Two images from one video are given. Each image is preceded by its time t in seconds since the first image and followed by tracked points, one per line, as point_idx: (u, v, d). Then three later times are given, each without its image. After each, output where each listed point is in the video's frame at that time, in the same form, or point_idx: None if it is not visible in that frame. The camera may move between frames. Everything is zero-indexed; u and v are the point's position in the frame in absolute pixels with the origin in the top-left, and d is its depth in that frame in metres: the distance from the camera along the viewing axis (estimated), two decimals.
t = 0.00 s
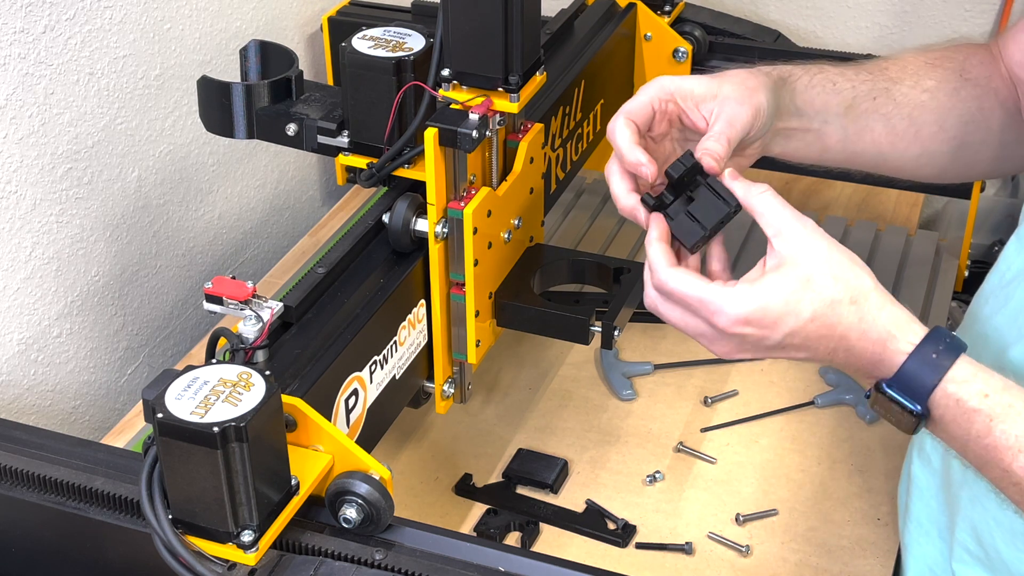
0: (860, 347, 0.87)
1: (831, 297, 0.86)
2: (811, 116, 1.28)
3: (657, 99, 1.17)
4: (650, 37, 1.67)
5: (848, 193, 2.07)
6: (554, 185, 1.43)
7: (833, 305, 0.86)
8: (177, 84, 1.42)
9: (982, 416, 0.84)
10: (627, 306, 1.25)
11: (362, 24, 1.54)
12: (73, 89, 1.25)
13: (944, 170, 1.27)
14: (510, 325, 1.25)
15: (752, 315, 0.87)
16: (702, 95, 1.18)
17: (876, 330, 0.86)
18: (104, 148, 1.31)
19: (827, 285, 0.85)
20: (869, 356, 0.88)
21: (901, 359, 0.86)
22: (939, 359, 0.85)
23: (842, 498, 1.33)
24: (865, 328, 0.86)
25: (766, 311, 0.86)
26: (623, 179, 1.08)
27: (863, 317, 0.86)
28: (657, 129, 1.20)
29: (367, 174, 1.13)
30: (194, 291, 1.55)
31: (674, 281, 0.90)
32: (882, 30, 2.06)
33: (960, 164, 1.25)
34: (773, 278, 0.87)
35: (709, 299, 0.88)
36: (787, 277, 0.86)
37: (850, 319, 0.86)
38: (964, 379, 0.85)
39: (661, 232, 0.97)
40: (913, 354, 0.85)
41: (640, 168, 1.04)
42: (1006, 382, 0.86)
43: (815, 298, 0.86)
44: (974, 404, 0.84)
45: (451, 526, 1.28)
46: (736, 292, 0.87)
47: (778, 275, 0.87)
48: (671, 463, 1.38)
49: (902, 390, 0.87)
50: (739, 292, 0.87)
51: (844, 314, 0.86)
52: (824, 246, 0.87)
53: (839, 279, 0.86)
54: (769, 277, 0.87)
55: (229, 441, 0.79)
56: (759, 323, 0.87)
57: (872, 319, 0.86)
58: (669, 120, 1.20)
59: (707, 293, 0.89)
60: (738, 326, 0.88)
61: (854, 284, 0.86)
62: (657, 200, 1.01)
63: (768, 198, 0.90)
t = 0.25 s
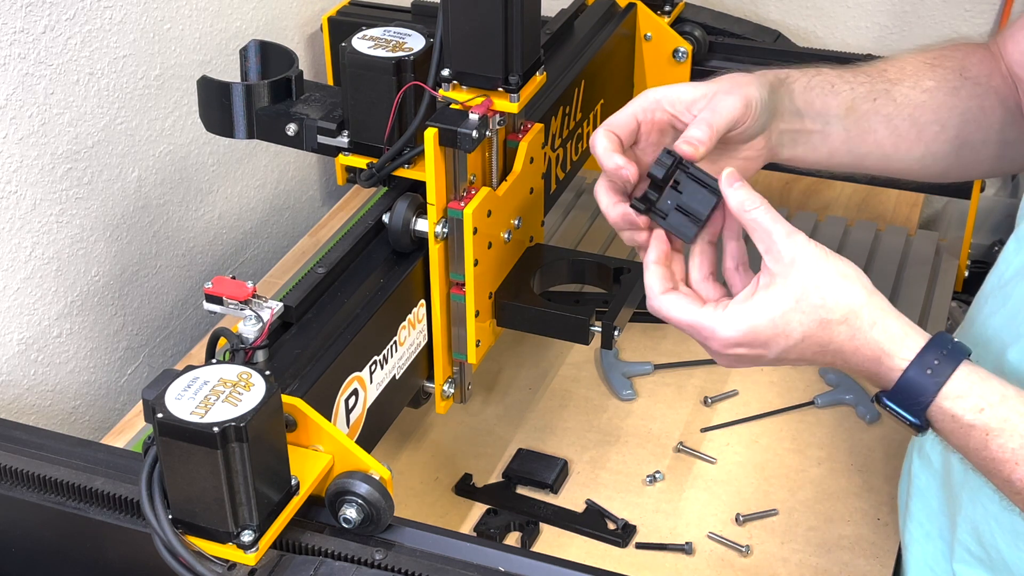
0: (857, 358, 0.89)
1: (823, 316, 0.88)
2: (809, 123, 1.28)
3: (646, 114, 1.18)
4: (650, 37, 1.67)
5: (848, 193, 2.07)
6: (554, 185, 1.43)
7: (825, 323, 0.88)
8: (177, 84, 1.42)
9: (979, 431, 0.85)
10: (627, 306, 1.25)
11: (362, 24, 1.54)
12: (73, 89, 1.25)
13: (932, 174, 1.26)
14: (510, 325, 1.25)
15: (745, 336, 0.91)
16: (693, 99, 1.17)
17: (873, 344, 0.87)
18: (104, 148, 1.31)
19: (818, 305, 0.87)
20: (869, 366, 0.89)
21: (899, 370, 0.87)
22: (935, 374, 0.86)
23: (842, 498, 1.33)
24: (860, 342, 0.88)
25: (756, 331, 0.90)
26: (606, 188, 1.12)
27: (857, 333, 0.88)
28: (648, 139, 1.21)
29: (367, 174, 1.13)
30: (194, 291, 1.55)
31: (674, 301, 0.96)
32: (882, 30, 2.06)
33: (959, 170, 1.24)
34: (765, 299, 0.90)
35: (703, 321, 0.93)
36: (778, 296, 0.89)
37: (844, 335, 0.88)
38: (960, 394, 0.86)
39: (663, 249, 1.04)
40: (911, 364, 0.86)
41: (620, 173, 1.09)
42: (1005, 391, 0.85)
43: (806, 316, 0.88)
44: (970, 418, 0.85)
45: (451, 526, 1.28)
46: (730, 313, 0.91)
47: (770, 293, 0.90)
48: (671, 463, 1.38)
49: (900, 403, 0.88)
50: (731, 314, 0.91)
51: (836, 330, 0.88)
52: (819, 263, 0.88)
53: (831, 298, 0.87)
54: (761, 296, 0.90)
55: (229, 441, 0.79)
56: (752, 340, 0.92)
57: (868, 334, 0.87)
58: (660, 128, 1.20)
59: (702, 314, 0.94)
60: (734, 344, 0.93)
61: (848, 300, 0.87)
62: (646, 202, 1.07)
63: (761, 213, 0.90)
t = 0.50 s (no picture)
0: (886, 375, 0.85)
1: (855, 330, 0.83)
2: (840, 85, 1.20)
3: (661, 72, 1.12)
4: (650, 37, 1.67)
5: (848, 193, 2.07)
6: (554, 185, 1.43)
7: (856, 336, 0.83)
8: (177, 83, 1.42)
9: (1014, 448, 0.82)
10: (627, 306, 1.25)
11: (362, 24, 1.54)
12: (73, 89, 1.25)
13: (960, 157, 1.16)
14: (510, 325, 1.25)
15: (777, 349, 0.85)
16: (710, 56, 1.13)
17: (903, 360, 0.83)
18: (104, 148, 1.31)
19: (851, 317, 0.83)
20: (897, 384, 0.85)
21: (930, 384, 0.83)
22: (969, 392, 0.82)
23: (842, 498, 1.33)
24: (891, 359, 0.84)
25: (788, 344, 0.85)
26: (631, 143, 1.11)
27: (888, 349, 0.83)
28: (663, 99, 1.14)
29: (367, 174, 1.13)
30: (194, 291, 1.55)
31: (699, 313, 0.89)
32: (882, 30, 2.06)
33: (983, 149, 1.13)
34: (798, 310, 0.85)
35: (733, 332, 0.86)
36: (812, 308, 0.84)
37: (875, 350, 0.84)
38: (994, 411, 0.83)
39: (721, 265, 0.93)
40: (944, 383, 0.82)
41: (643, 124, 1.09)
42: None
43: (837, 330, 0.84)
44: (1004, 435, 0.82)
45: (451, 526, 1.28)
46: (761, 324, 0.85)
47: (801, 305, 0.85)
48: (671, 464, 1.38)
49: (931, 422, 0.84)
50: (762, 325, 0.85)
51: (868, 345, 0.84)
52: (852, 275, 0.84)
53: (863, 312, 0.83)
54: (792, 308, 0.85)
55: (229, 441, 0.79)
56: (781, 355, 0.86)
57: (899, 350, 0.83)
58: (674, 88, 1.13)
59: (731, 324, 0.86)
60: (762, 359, 0.86)
61: (879, 314, 0.83)
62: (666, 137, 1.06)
63: (796, 224, 0.85)
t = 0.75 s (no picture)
0: (904, 424, 0.87)
1: (865, 380, 0.87)
2: None
3: None
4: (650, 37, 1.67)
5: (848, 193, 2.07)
6: (554, 185, 1.43)
7: (867, 387, 0.87)
8: (177, 83, 1.42)
9: None
10: (627, 306, 1.25)
11: (362, 24, 1.54)
12: (73, 89, 1.25)
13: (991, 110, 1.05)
14: (510, 325, 1.25)
15: (791, 402, 0.90)
16: None
17: (919, 409, 0.86)
18: (104, 148, 1.31)
19: (859, 369, 0.87)
20: (917, 432, 0.87)
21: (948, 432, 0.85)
22: (987, 436, 0.83)
23: (842, 498, 1.33)
24: (905, 407, 0.86)
25: (800, 396, 0.89)
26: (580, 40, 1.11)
27: (901, 398, 0.86)
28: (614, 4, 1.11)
29: (367, 174, 1.13)
30: (194, 291, 1.55)
31: (718, 368, 0.95)
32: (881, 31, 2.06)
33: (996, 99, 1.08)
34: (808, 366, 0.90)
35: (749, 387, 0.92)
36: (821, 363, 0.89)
37: (888, 400, 0.87)
38: (1015, 452, 0.82)
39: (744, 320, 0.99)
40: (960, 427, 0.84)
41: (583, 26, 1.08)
42: None
43: (847, 380, 0.88)
44: None
45: (451, 526, 1.28)
46: (775, 379, 0.90)
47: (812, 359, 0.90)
48: (671, 464, 1.38)
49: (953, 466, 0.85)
50: (775, 380, 0.90)
51: (880, 395, 0.87)
52: (860, 328, 0.87)
53: (873, 363, 0.86)
54: (803, 362, 0.90)
55: (229, 441, 0.79)
56: (796, 408, 0.90)
57: (914, 400, 0.86)
58: None
59: (747, 379, 0.92)
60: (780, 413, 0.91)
61: (890, 365, 0.86)
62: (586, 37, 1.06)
63: (799, 285, 0.90)
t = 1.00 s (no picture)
0: (916, 407, 0.92)
1: (876, 363, 0.93)
2: (733, 27, 1.39)
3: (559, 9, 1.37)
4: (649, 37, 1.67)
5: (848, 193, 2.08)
6: (554, 186, 1.43)
7: (879, 369, 0.93)
8: (177, 84, 1.42)
9: None
10: (627, 306, 1.25)
11: (362, 24, 1.54)
12: (73, 89, 1.25)
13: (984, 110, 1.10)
14: (510, 325, 1.25)
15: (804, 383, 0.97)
16: None
17: (929, 392, 0.91)
18: (104, 148, 1.31)
19: (871, 352, 0.93)
20: (929, 415, 0.92)
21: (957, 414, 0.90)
22: (997, 420, 0.87)
23: (842, 498, 1.33)
24: (917, 390, 0.92)
25: (813, 378, 0.96)
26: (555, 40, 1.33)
27: (912, 380, 0.92)
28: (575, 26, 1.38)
29: (367, 174, 1.14)
30: (194, 291, 1.55)
31: (737, 351, 1.02)
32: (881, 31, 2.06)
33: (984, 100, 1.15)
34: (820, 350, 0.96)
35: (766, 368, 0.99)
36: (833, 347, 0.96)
37: (900, 384, 0.93)
38: None
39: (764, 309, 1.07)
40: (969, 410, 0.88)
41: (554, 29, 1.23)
42: None
43: (859, 363, 0.94)
44: None
45: (451, 526, 1.28)
46: (790, 360, 0.98)
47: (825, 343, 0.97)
48: (671, 464, 1.38)
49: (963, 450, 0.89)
50: (790, 361, 0.97)
51: (891, 377, 0.93)
52: (871, 314, 0.94)
53: (884, 347, 0.93)
54: (817, 346, 0.97)
55: (229, 441, 0.79)
56: (809, 389, 0.97)
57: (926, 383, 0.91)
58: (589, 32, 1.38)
59: (763, 360, 0.99)
60: (795, 395, 0.98)
61: (901, 349, 0.92)
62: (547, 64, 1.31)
63: (812, 274, 0.98)
